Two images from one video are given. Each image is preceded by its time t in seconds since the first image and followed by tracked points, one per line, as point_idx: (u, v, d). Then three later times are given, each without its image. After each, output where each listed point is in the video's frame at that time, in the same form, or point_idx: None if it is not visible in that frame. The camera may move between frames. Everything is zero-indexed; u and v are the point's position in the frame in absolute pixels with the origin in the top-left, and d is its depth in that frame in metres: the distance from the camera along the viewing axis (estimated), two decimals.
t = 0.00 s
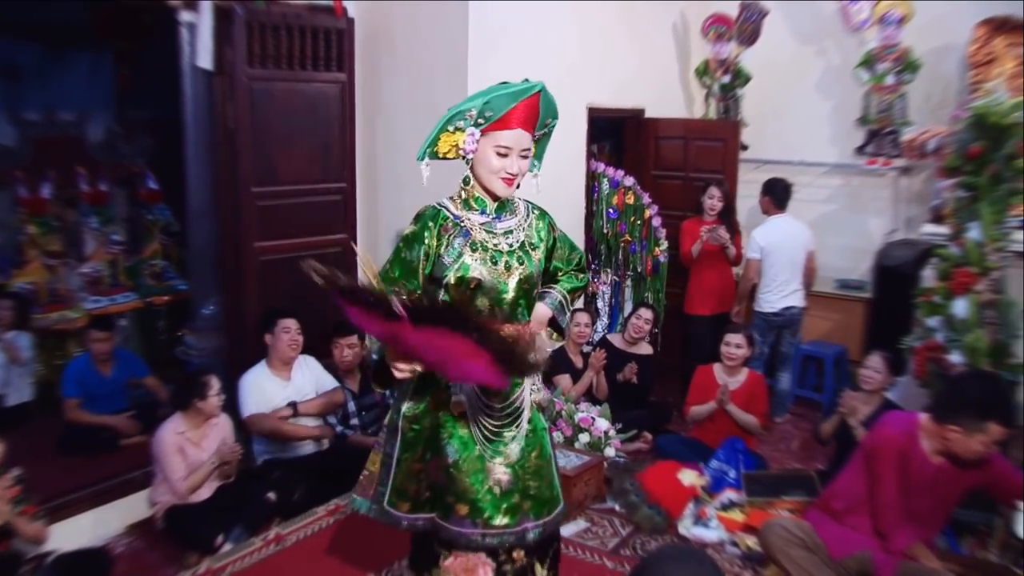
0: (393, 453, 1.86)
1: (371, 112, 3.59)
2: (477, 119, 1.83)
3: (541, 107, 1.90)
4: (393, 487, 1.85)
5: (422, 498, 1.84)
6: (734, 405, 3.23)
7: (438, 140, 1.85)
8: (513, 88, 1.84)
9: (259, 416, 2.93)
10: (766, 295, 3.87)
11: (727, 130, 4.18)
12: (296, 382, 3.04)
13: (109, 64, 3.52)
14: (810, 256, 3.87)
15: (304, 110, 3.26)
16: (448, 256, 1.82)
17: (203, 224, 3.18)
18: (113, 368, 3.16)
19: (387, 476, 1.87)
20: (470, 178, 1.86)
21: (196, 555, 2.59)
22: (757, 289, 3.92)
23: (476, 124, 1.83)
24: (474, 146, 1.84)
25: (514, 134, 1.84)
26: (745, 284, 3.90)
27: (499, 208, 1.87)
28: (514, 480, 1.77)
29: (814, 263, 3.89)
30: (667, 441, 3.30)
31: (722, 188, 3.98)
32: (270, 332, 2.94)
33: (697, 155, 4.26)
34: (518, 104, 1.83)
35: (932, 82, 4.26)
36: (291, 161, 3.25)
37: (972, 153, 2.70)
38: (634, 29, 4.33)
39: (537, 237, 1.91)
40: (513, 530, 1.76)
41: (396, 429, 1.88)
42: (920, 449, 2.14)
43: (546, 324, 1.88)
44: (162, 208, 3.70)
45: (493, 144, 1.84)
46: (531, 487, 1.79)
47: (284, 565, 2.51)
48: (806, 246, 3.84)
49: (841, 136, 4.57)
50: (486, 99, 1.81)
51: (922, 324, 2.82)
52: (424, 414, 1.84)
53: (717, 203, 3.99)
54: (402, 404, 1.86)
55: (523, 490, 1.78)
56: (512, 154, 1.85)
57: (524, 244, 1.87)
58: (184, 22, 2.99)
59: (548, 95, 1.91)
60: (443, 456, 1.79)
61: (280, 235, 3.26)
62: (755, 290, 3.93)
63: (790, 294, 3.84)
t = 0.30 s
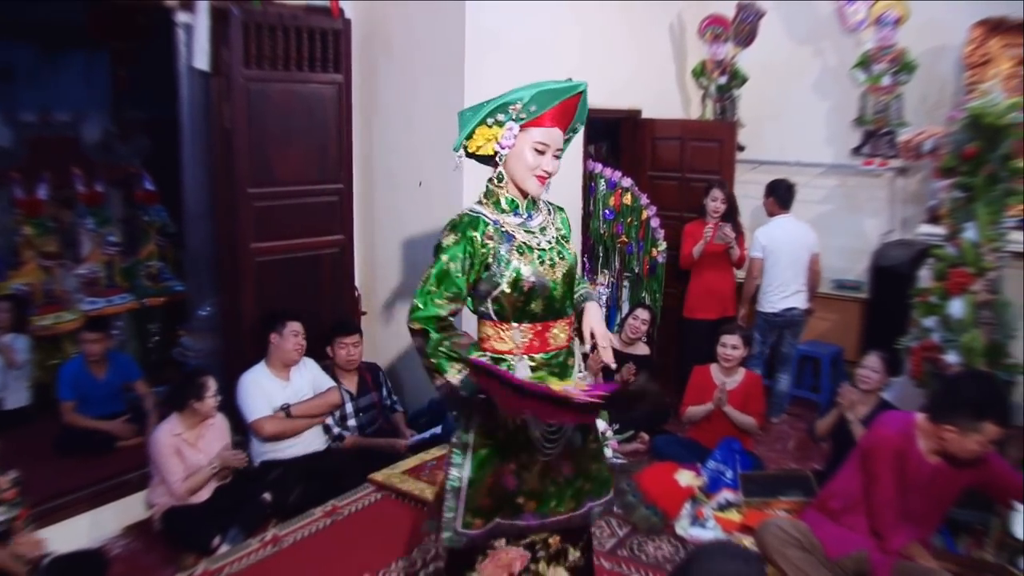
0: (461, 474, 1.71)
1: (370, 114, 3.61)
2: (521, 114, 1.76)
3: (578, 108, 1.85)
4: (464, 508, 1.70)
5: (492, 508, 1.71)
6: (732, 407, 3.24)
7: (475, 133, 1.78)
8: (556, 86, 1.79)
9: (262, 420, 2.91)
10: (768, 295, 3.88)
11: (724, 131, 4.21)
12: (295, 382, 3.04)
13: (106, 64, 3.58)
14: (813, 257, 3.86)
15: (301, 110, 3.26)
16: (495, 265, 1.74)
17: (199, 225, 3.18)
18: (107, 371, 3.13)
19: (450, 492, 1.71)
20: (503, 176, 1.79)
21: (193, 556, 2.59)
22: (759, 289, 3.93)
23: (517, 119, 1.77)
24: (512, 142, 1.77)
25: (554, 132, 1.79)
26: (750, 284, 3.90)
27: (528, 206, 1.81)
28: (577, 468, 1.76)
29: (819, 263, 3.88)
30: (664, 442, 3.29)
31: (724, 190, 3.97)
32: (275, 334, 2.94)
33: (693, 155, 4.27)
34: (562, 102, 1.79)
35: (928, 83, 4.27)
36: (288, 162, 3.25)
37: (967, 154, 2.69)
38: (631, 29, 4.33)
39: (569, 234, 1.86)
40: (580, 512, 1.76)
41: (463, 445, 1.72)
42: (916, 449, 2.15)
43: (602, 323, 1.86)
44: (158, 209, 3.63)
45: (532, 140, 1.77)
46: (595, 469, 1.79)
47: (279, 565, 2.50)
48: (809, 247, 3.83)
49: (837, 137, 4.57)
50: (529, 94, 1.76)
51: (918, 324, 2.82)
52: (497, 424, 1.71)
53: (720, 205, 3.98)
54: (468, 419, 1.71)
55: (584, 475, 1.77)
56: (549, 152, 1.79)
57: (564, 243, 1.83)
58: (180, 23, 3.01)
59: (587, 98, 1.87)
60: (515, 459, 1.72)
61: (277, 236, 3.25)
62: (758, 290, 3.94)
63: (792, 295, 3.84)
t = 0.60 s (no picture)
0: (543, 485, 1.76)
1: (358, 115, 3.62)
2: (544, 127, 1.76)
3: (591, 117, 1.86)
4: (552, 518, 1.76)
5: (584, 519, 1.78)
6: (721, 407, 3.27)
7: (500, 151, 1.76)
8: (572, 97, 1.79)
9: (250, 424, 2.90)
10: (756, 293, 3.89)
11: (710, 131, 4.22)
12: (285, 386, 3.04)
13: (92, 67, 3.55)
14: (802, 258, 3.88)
15: (287, 111, 3.25)
16: (544, 275, 1.75)
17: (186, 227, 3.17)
18: (93, 374, 3.13)
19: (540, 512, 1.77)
20: (526, 189, 1.80)
21: (180, 560, 2.58)
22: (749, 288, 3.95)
23: (540, 132, 1.76)
24: (535, 155, 1.77)
25: (575, 142, 1.80)
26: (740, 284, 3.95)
27: (551, 216, 1.84)
28: (628, 457, 1.91)
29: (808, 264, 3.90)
30: (653, 442, 3.29)
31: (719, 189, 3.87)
32: (275, 338, 2.95)
33: (680, 155, 4.28)
34: (581, 113, 1.79)
35: (913, 83, 4.29)
36: (275, 164, 3.24)
37: (952, 153, 2.68)
38: (618, 29, 4.34)
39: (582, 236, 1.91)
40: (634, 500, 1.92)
41: (539, 462, 1.77)
42: (904, 447, 2.18)
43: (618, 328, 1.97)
44: (145, 210, 3.64)
45: (555, 153, 1.78)
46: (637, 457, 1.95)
47: (269, 567, 2.50)
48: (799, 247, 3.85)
49: (824, 137, 4.59)
50: (552, 107, 1.75)
51: (904, 322, 2.84)
52: (565, 434, 1.78)
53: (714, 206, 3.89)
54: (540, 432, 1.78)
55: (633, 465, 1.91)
56: (569, 162, 1.81)
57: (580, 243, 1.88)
58: (167, 23, 3.01)
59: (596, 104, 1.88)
60: (587, 465, 1.79)
61: (264, 238, 3.24)
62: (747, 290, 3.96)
63: (781, 294, 3.85)
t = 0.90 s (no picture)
0: (562, 492, 1.72)
1: (345, 116, 3.61)
2: (548, 139, 1.70)
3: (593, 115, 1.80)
4: (573, 524, 1.72)
5: (608, 523, 1.74)
6: (709, 404, 3.27)
7: (505, 166, 1.71)
8: (573, 104, 1.73)
9: (241, 428, 2.91)
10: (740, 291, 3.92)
11: (697, 131, 4.19)
12: (274, 387, 3.03)
13: (75, 67, 3.54)
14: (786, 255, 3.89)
15: (275, 111, 3.24)
16: (563, 275, 1.72)
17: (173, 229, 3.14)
18: (77, 376, 3.08)
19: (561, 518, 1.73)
20: (535, 200, 1.76)
21: (169, 562, 2.57)
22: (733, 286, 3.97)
23: (543, 144, 1.71)
24: (542, 167, 1.72)
25: (579, 149, 1.75)
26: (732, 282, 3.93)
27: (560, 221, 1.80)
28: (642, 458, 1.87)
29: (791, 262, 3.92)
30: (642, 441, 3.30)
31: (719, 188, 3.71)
32: (266, 342, 2.94)
33: (668, 155, 4.25)
34: (583, 120, 1.73)
35: (899, 83, 4.31)
36: (263, 164, 3.23)
37: (938, 152, 2.70)
38: (605, 30, 4.35)
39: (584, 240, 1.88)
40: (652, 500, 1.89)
41: (557, 470, 1.73)
42: (891, 446, 2.19)
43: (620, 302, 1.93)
44: (131, 212, 3.58)
45: (562, 161, 1.72)
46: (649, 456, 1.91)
47: (258, 568, 2.49)
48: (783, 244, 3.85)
49: (811, 136, 4.61)
50: (554, 117, 1.69)
51: (891, 321, 2.85)
52: (581, 440, 1.73)
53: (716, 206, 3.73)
54: (556, 440, 1.73)
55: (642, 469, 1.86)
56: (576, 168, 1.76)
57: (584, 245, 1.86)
58: (152, 23, 2.99)
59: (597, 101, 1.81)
60: (606, 468, 1.75)
61: (252, 239, 3.24)
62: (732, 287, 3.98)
63: (763, 292, 3.87)
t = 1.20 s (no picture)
0: (522, 477, 1.77)
1: (330, 115, 3.60)
2: (520, 135, 1.73)
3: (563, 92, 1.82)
4: (528, 512, 1.77)
5: (561, 520, 1.78)
6: (693, 403, 3.29)
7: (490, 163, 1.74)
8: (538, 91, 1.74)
9: (235, 425, 2.91)
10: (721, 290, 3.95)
11: (682, 130, 4.20)
12: (261, 388, 3.02)
13: (57, 67, 3.41)
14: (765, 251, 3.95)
15: (258, 111, 3.24)
16: (554, 259, 1.72)
17: (157, 229, 3.12)
18: (60, 378, 3.00)
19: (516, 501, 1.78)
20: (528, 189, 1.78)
21: (154, 564, 2.58)
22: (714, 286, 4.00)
23: (519, 139, 1.74)
24: (526, 158, 1.75)
25: (553, 132, 1.77)
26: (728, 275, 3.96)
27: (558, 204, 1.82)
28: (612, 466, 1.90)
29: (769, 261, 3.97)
30: (627, 439, 3.30)
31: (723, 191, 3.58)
32: (254, 347, 2.93)
33: (653, 155, 4.25)
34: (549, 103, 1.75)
35: (882, 82, 4.33)
36: (246, 164, 3.23)
37: (921, 151, 2.71)
38: (589, 31, 4.36)
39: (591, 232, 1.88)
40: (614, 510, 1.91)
41: (520, 454, 1.78)
42: (874, 443, 2.20)
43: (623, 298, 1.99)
44: (115, 212, 3.55)
45: (544, 147, 1.76)
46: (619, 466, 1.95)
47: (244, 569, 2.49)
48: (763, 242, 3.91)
49: (795, 135, 4.63)
50: (520, 111, 1.72)
51: (875, 319, 2.87)
52: (552, 429, 1.78)
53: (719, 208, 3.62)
54: (527, 424, 1.78)
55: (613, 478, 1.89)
56: (561, 149, 1.78)
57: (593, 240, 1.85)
58: (134, 23, 2.92)
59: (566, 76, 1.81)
60: (574, 466, 1.78)
61: (236, 239, 3.24)
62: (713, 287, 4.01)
63: (741, 292, 3.89)
